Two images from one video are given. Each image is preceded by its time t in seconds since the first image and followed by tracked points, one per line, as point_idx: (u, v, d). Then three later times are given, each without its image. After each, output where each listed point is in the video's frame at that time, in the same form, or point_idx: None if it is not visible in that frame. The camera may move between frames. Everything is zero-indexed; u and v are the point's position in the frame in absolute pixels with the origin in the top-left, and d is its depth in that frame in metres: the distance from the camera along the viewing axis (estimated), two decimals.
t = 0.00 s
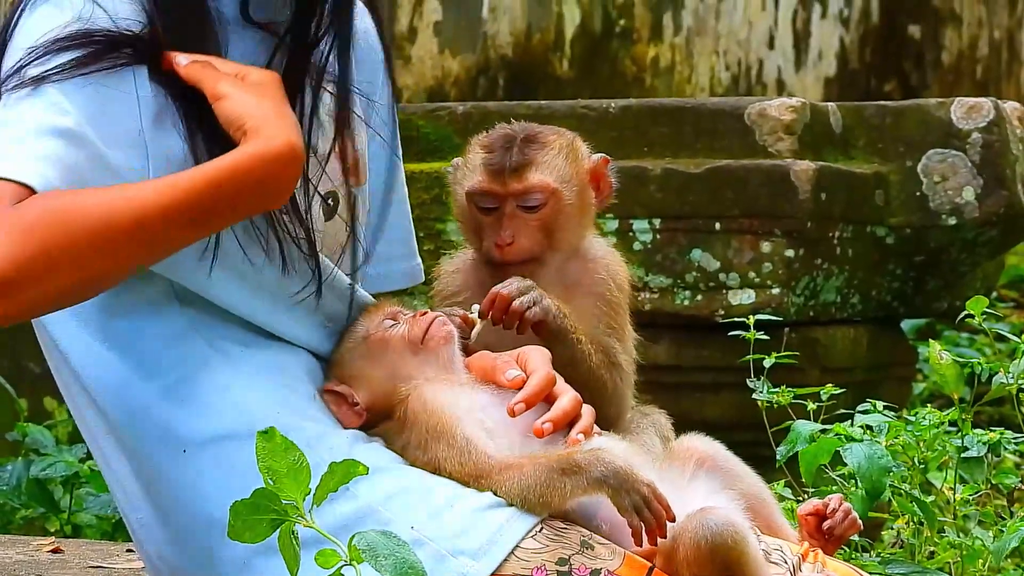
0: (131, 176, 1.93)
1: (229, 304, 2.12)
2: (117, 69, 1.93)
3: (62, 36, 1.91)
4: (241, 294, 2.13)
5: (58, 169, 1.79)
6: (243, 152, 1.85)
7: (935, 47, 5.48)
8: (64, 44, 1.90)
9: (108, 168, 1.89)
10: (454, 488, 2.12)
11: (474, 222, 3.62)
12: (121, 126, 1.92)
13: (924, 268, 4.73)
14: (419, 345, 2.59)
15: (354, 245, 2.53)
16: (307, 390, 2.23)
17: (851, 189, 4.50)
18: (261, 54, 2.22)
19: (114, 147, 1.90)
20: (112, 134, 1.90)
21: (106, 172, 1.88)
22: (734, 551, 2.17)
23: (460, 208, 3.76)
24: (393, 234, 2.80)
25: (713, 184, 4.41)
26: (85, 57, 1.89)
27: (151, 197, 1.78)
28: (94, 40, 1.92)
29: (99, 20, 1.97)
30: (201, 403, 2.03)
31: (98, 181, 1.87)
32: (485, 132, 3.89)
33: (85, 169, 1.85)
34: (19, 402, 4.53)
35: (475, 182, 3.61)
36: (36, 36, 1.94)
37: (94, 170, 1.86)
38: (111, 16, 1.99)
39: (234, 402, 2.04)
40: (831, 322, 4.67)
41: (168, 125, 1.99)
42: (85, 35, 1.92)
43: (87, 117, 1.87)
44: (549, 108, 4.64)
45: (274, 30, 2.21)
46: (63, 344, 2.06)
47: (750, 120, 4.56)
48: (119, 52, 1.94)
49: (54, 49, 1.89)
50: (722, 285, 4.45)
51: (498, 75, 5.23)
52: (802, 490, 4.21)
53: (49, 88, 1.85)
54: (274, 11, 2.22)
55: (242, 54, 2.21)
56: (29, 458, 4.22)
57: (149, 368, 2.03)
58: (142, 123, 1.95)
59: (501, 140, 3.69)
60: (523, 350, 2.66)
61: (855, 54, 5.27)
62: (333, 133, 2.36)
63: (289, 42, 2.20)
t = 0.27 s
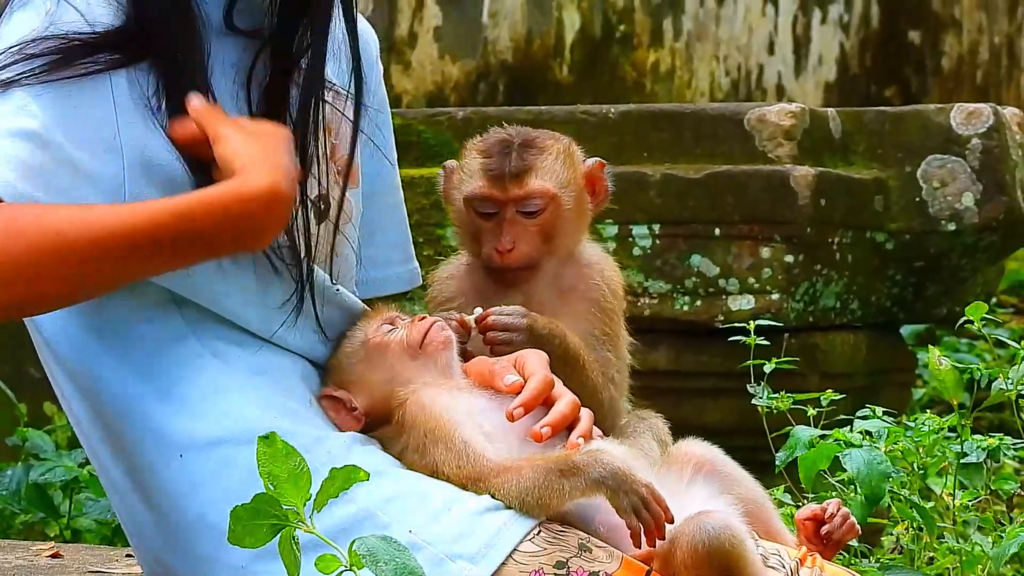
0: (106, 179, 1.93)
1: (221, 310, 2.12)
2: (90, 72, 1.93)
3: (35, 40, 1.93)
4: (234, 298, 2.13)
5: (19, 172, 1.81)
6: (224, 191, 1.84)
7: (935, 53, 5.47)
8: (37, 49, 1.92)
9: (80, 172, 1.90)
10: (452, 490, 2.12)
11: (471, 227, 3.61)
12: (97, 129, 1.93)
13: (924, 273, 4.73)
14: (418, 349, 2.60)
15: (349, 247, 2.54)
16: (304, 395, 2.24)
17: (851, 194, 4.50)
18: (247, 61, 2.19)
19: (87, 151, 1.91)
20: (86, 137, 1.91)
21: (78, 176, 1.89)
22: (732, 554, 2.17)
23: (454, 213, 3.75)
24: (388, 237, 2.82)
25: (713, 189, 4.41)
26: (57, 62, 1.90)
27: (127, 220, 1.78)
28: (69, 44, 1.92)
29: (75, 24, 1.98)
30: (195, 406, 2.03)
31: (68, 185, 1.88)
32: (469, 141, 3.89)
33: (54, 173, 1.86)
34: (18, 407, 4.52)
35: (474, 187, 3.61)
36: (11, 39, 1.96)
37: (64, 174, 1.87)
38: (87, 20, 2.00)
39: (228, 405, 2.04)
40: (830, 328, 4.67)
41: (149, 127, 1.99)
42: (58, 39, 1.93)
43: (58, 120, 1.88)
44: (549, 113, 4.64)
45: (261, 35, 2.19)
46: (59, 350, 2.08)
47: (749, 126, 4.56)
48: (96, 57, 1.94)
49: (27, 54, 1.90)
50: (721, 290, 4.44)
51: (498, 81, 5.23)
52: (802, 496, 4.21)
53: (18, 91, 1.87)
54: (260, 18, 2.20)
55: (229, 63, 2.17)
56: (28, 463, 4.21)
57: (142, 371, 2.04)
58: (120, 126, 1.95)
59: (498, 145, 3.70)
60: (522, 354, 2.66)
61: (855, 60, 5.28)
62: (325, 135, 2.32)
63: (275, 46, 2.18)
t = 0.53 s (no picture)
0: (102, 193, 1.92)
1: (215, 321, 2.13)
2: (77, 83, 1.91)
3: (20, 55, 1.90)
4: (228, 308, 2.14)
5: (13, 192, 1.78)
6: (203, 342, 1.61)
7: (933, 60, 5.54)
8: (22, 63, 1.89)
9: (74, 188, 1.87)
10: (450, 500, 2.15)
11: (478, 222, 3.87)
12: (88, 142, 1.92)
13: (921, 281, 4.73)
14: (416, 357, 2.59)
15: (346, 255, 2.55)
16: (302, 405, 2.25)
17: (849, 202, 4.50)
18: (239, 69, 2.19)
19: (80, 164, 1.90)
20: (78, 151, 1.90)
21: (73, 192, 1.87)
22: (730, 561, 2.16)
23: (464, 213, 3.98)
24: (384, 244, 2.83)
25: (710, 197, 4.41)
26: (46, 77, 1.87)
27: (90, 337, 1.58)
28: (55, 56, 1.90)
29: (58, 35, 1.96)
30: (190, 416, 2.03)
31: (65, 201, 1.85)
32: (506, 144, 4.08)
33: (50, 189, 1.84)
34: (16, 416, 4.51)
35: (487, 183, 3.87)
36: None
37: (59, 189, 1.84)
38: (69, 29, 1.98)
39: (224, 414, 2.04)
40: (828, 336, 4.67)
41: (143, 137, 1.99)
42: (42, 52, 1.91)
43: (48, 135, 1.86)
44: (546, 121, 4.66)
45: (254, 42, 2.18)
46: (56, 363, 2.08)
47: (746, 133, 4.57)
48: (83, 69, 1.92)
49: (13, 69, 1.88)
50: (718, 298, 4.45)
51: (495, 88, 5.24)
52: (799, 503, 4.20)
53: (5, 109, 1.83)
54: (251, 24, 2.19)
55: (222, 72, 2.17)
56: (25, 472, 4.20)
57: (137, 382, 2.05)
58: (110, 139, 1.95)
59: (515, 151, 3.94)
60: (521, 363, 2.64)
61: (852, 67, 5.28)
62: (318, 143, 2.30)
63: (265, 56, 2.17)
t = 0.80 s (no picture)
0: (102, 211, 1.92)
1: (214, 327, 2.13)
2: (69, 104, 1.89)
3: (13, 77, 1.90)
4: (227, 313, 2.14)
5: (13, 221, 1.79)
6: (128, 512, 1.60)
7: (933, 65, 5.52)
8: (14, 85, 1.88)
9: (74, 208, 1.87)
10: (453, 504, 2.12)
11: (498, 234, 3.79)
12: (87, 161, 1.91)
13: (923, 285, 4.72)
14: (420, 361, 2.61)
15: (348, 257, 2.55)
16: (303, 410, 2.24)
17: (850, 206, 4.51)
18: (237, 73, 2.20)
19: (80, 185, 1.89)
20: (78, 170, 1.89)
21: (72, 212, 1.87)
22: (733, 562, 2.18)
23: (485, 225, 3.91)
24: (386, 245, 2.83)
25: (711, 202, 4.42)
26: (40, 101, 1.86)
27: (34, 462, 1.59)
28: (48, 77, 1.89)
29: (48, 52, 1.95)
30: (189, 420, 2.03)
31: (64, 222, 1.85)
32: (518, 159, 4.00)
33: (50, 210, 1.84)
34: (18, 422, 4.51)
35: (508, 194, 3.79)
36: None
37: (59, 211, 1.85)
38: (59, 46, 1.97)
39: (221, 419, 2.04)
40: (829, 340, 4.67)
41: (140, 148, 1.98)
42: (34, 72, 1.90)
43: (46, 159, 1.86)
44: (547, 126, 4.65)
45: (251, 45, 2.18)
46: (56, 369, 2.09)
47: (747, 138, 4.58)
48: (77, 89, 1.91)
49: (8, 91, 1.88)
50: (720, 303, 4.45)
51: (496, 94, 5.24)
52: (801, 507, 4.20)
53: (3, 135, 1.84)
54: (248, 29, 2.20)
55: (220, 78, 2.18)
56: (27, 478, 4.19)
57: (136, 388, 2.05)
58: (107, 154, 1.94)
59: (537, 163, 3.87)
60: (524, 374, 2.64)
61: (852, 72, 5.30)
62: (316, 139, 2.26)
63: (264, 61, 2.18)
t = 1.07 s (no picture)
0: (99, 214, 1.92)
1: (212, 326, 2.13)
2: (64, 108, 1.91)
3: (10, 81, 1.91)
4: (224, 312, 2.14)
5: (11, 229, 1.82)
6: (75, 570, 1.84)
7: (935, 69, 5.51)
8: (10, 90, 1.90)
9: (71, 212, 1.88)
10: (449, 503, 2.12)
11: (496, 251, 3.76)
12: (85, 163, 1.91)
13: (922, 288, 4.69)
14: (418, 360, 2.61)
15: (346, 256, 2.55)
16: (301, 407, 2.24)
17: (850, 207, 4.51)
18: (236, 73, 2.18)
19: (77, 187, 1.90)
20: (75, 172, 1.90)
21: (68, 216, 1.88)
22: (729, 564, 2.17)
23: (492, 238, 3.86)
24: (385, 243, 2.84)
25: (712, 203, 4.42)
26: (36, 106, 1.88)
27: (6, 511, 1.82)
28: (43, 81, 1.90)
29: (42, 53, 1.96)
30: (186, 418, 2.03)
31: (60, 227, 1.86)
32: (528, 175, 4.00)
33: (46, 213, 1.85)
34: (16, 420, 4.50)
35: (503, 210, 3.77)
36: None
37: (55, 215, 1.86)
38: (53, 47, 1.97)
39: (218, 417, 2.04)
40: (829, 342, 4.67)
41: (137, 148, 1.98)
42: (30, 76, 1.91)
43: (44, 164, 1.87)
44: (547, 126, 4.65)
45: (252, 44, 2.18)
46: (55, 366, 2.10)
47: (747, 140, 4.60)
48: (72, 92, 1.92)
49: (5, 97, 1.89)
50: (719, 304, 4.46)
51: (497, 95, 5.23)
52: (798, 509, 4.20)
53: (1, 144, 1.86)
54: (249, 28, 2.20)
55: (220, 76, 2.17)
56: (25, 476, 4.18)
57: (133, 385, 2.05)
58: (104, 154, 1.94)
59: (540, 179, 3.87)
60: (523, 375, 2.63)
61: (853, 75, 5.31)
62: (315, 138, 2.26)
63: (266, 60, 2.18)
